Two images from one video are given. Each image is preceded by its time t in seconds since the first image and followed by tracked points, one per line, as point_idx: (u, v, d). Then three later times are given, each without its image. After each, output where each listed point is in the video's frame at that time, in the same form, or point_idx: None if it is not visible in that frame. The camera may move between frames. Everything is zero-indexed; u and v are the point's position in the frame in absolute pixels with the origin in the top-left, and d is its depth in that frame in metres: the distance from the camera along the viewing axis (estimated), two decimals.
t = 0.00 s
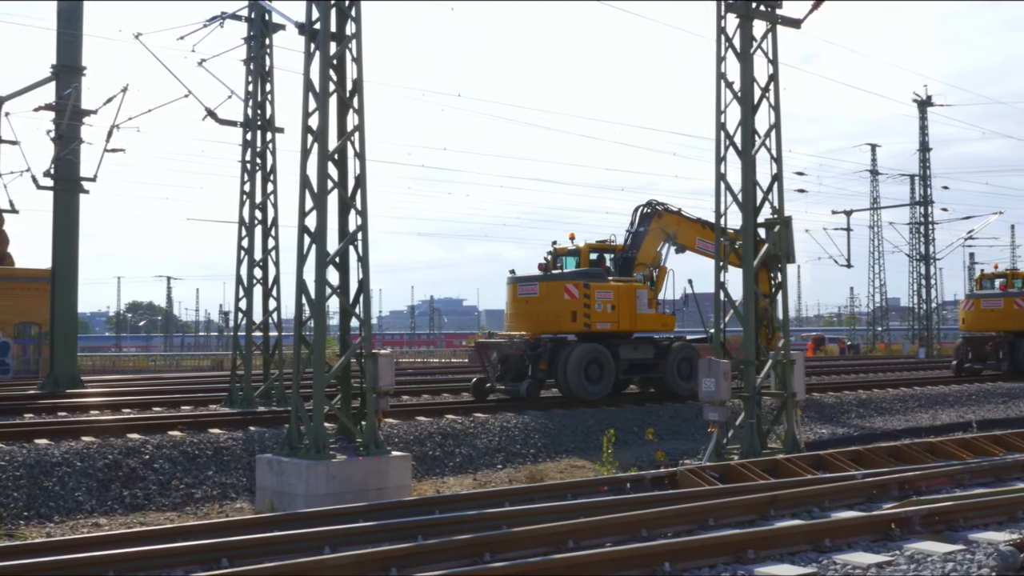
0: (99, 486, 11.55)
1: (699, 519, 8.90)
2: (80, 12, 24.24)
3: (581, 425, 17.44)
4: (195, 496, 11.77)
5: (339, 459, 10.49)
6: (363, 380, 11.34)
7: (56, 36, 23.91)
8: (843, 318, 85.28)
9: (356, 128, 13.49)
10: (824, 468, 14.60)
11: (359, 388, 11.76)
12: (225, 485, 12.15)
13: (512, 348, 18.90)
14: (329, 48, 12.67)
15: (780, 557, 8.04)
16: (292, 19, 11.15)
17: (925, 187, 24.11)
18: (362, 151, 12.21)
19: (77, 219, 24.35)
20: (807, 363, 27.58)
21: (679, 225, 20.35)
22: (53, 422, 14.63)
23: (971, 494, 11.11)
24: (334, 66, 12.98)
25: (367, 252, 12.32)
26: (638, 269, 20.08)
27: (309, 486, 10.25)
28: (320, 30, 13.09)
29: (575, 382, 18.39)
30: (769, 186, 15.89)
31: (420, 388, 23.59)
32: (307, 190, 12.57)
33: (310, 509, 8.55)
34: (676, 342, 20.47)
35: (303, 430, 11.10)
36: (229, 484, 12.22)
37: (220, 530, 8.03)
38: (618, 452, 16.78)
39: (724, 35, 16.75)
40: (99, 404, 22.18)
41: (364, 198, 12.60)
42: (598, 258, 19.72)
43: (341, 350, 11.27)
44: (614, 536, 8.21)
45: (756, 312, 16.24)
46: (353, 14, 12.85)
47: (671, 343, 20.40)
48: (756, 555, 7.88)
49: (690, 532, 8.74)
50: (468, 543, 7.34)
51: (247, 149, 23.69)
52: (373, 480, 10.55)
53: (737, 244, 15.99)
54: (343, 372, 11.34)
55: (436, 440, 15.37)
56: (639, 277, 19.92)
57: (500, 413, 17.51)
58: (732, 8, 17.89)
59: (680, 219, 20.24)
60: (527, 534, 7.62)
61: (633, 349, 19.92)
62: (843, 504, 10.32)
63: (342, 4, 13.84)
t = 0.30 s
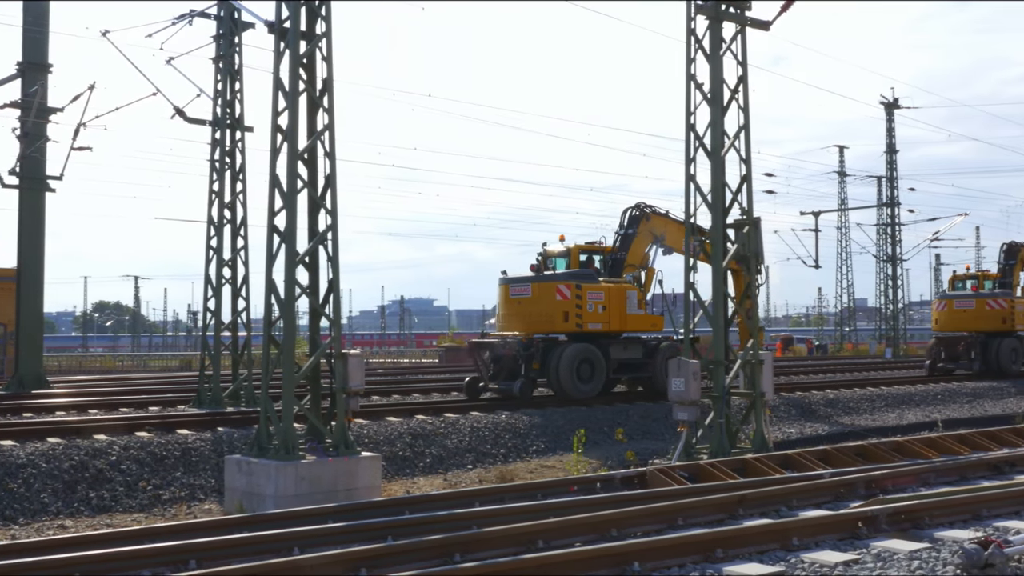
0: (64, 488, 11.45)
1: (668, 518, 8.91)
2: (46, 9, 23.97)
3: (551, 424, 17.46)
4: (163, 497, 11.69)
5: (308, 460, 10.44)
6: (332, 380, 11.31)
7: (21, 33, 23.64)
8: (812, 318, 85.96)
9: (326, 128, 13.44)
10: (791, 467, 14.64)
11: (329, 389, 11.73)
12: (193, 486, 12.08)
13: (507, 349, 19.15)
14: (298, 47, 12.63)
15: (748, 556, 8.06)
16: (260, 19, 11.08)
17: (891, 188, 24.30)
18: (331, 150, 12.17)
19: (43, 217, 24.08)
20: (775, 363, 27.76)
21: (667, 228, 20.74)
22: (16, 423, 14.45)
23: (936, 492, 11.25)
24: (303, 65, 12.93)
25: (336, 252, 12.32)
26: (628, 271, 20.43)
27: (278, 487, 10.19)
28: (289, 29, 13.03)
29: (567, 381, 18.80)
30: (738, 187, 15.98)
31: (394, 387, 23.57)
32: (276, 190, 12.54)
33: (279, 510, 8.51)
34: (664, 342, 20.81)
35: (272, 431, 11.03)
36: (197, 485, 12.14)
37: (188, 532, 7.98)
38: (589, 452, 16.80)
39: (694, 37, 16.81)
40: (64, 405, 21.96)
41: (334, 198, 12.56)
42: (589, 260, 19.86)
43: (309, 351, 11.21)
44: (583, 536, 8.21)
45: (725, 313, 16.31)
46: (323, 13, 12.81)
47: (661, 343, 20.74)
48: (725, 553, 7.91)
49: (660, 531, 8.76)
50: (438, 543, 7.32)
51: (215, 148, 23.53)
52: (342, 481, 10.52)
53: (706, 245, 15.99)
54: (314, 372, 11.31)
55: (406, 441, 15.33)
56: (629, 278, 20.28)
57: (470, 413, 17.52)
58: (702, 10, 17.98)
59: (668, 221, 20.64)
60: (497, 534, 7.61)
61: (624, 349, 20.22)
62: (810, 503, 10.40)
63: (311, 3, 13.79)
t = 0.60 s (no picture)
0: (30, 490, 11.33)
1: (637, 518, 8.93)
2: (11, 5, 23.69)
3: (521, 424, 17.46)
4: (130, 499, 11.59)
5: (276, 461, 10.37)
6: (302, 381, 11.25)
7: None
8: (780, 319, 86.55)
9: (296, 128, 13.39)
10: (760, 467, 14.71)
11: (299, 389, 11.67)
12: (160, 488, 11.98)
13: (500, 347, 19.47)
14: (268, 46, 12.57)
15: (717, 555, 8.10)
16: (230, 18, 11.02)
17: (858, 190, 24.50)
18: (301, 150, 12.13)
19: (8, 216, 23.77)
20: (745, 363, 27.94)
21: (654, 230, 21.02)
22: None
23: (903, 492, 11.34)
24: (273, 64, 12.88)
25: (307, 252, 12.28)
26: (616, 272, 20.72)
27: (247, 488, 10.12)
28: (259, 28, 12.96)
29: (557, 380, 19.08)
30: (708, 188, 16.02)
31: (366, 388, 23.53)
32: (245, 190, 12.47)
33: (246, 512, 8.45)
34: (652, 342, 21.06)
35: (240, 432, 10.97)
36: (164, 486, 12.05)
37: (154, 533, 7.91)
38: (558, 451, 16.84)
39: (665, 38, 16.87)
40: (29, 406, 21.69)
41: (304, 197, 12.52)
42: (578, 261, 20.21)
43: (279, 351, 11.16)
44: (553, 536, 8.21)
45: (694, 313, 16.37)
46: (293, 12, 12.76)
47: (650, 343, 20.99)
48: (694, 552, 7.93)
49: (629, 531, 8.78)
50: (407, 544, 7.30)
51: (184, 147, 23.37)
52: (312, 482, 10.46)
53: (676, 246, 16.03)
54: (283, 372, 11.23)
55: (376, 441, 15.30)
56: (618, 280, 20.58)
57: (441, 414, 17.52)
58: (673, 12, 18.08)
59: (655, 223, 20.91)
60: (467, 534, 7.60)
61: (614, 348, 20.47)
62: (778, 502, 10.47)
63: (281, 2, 13.74)
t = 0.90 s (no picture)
0: None
1: (611, 517, 8.95)
2: None
3: (494, 425, 17.45)
4: (101, 501, 11.50)
5: (249, 461, 10.30)
6: (274, 381, 11.19)
7: None
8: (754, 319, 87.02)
9: (269, 127, 13.33)
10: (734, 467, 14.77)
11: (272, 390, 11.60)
12: (131, 489, 11.89)
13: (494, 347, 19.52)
14: (240, 44, 12.52)
15: (690, 554, 8.13)
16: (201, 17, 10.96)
17: (830, 191, 24.63)
18: (273, 149, 12.09)
19: None
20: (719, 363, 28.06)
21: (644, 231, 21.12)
22: None
23: (873, 490, 11.42)
24: (245, 64, 12.81)
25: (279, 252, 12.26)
26: (606, 273, 20.81)
27: (221, 489, 10.05)
28: (231, 27, 12.89)
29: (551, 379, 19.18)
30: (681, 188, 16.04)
31: (342, 388, 23.47)
32: (217, 189, 12.41)
33: (217, 513, 8.40)
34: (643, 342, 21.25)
35: (213, 432, 10.90)
36: (136, 487, 11.95)
37: (125, 535, 7.86)
38: (532, 451, 16.84)
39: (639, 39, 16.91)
40: None
41: (277, 196, 12.48)
42: (569, 262, 20.37)
43: (251, 350, 11.12)
44: (528, 536, 8.21)
45: (667, 313, 16.41)
46: (265, 11, 12.71)
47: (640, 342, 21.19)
48: (667, 552, 7.96)
49: (603, 530, 8.79)
50: (381, 544, 7.29)
51: (156, 145, 23.24)
52: (287, 482, 10.40)
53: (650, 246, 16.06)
54: (256, 373, 11.16)
55: (349, 441, 15.25)
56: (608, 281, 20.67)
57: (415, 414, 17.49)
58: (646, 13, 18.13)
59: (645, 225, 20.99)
60: (441, 534, 7.59)
61: (606, 347, 20.63)
62: (751, 501, 10.52)
63: (254, 0, 13.69)
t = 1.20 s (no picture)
0: None
1: (584, 517, 8.97)
2: None
3: (467, 425, 17.43)
4: (71, 502, 11.40)
5: (221, 463, 10.25)
6: (246, 381, 11.12)
7: None
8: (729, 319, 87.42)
9: (241, 126, 13.27)
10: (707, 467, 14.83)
11: (243, 390, 11.52)
12: (100, 490, 11.79)
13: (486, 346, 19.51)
14: (211, 43, 12.45)
15: (662, 553, 8.15)
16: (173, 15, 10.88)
17: (802, 191, 24.74)
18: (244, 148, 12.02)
19: None
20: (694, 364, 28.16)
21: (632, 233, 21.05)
22: None
23: (844, 489, 11.48)
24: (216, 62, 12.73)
25: (252, 252, 12.22)
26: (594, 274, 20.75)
27: (192, 490, 9.99)
28: (203, 25, 12.80)
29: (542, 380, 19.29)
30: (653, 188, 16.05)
31: (316, 388, 23.39)
32: (188, 188, 12.34)
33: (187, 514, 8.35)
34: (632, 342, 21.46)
35: (183, 433, 10.82)
36: (106, 489, 11.85)
37: (94, 536, 7.79)
38: (505, 451, 16.83)
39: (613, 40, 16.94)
40: None
41: (250, 195, 12.42)
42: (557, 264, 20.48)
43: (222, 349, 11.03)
44: (501, 536, 8.21)
45: (640, 313, 16.43)
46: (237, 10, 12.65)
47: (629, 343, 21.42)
48: (639, 551, 7.98)
49: (575, 530, 8.81)
50: (354, 545, 7.26)
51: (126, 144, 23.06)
52: (258, 483, 10.34)
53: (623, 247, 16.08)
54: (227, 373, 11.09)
55: (322, 441, 15.21)
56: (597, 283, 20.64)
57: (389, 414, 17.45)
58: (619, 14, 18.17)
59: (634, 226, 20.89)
60: (414, 534, 7.57)
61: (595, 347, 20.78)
62: (723, 501, 10.57)
63: None
